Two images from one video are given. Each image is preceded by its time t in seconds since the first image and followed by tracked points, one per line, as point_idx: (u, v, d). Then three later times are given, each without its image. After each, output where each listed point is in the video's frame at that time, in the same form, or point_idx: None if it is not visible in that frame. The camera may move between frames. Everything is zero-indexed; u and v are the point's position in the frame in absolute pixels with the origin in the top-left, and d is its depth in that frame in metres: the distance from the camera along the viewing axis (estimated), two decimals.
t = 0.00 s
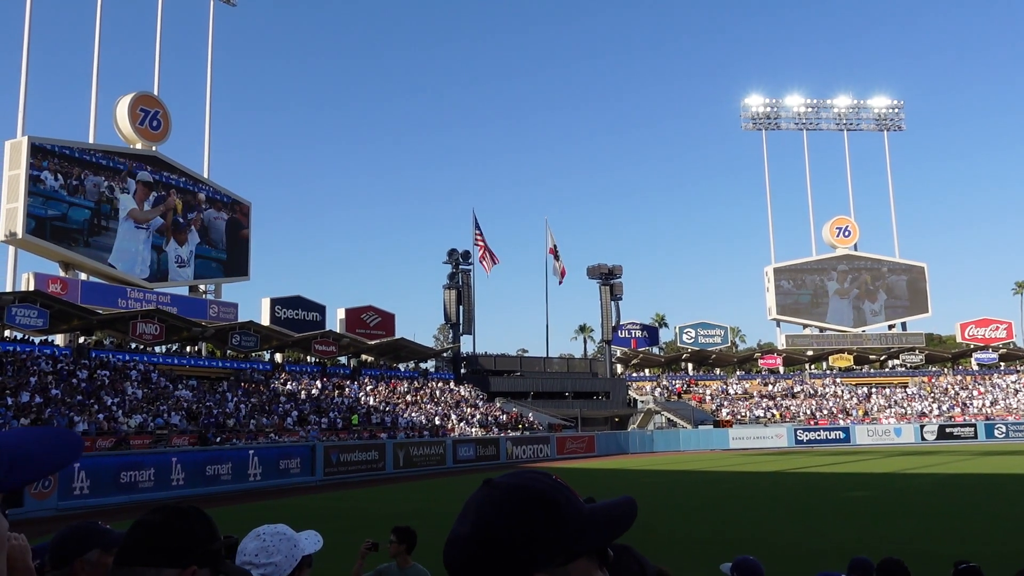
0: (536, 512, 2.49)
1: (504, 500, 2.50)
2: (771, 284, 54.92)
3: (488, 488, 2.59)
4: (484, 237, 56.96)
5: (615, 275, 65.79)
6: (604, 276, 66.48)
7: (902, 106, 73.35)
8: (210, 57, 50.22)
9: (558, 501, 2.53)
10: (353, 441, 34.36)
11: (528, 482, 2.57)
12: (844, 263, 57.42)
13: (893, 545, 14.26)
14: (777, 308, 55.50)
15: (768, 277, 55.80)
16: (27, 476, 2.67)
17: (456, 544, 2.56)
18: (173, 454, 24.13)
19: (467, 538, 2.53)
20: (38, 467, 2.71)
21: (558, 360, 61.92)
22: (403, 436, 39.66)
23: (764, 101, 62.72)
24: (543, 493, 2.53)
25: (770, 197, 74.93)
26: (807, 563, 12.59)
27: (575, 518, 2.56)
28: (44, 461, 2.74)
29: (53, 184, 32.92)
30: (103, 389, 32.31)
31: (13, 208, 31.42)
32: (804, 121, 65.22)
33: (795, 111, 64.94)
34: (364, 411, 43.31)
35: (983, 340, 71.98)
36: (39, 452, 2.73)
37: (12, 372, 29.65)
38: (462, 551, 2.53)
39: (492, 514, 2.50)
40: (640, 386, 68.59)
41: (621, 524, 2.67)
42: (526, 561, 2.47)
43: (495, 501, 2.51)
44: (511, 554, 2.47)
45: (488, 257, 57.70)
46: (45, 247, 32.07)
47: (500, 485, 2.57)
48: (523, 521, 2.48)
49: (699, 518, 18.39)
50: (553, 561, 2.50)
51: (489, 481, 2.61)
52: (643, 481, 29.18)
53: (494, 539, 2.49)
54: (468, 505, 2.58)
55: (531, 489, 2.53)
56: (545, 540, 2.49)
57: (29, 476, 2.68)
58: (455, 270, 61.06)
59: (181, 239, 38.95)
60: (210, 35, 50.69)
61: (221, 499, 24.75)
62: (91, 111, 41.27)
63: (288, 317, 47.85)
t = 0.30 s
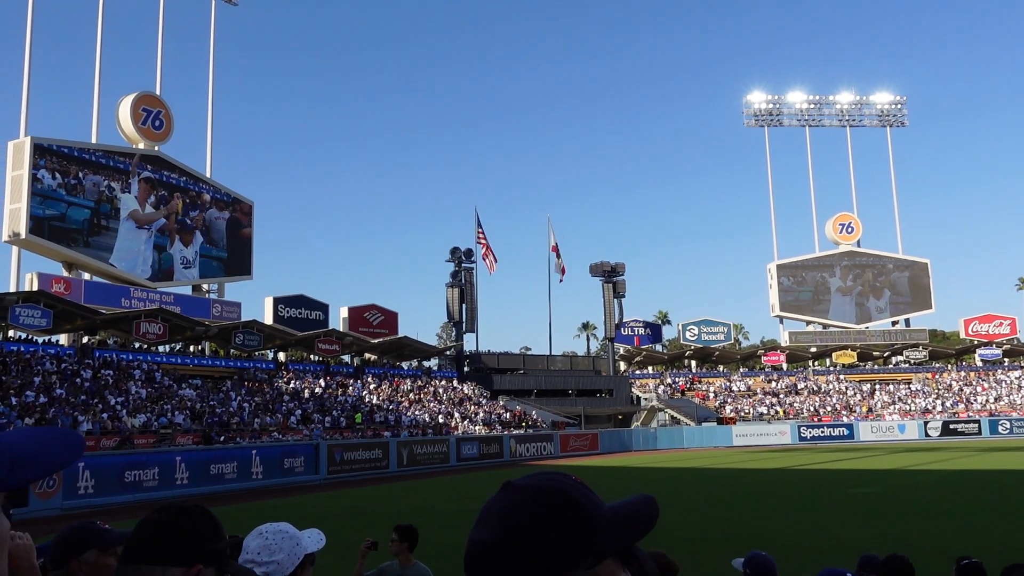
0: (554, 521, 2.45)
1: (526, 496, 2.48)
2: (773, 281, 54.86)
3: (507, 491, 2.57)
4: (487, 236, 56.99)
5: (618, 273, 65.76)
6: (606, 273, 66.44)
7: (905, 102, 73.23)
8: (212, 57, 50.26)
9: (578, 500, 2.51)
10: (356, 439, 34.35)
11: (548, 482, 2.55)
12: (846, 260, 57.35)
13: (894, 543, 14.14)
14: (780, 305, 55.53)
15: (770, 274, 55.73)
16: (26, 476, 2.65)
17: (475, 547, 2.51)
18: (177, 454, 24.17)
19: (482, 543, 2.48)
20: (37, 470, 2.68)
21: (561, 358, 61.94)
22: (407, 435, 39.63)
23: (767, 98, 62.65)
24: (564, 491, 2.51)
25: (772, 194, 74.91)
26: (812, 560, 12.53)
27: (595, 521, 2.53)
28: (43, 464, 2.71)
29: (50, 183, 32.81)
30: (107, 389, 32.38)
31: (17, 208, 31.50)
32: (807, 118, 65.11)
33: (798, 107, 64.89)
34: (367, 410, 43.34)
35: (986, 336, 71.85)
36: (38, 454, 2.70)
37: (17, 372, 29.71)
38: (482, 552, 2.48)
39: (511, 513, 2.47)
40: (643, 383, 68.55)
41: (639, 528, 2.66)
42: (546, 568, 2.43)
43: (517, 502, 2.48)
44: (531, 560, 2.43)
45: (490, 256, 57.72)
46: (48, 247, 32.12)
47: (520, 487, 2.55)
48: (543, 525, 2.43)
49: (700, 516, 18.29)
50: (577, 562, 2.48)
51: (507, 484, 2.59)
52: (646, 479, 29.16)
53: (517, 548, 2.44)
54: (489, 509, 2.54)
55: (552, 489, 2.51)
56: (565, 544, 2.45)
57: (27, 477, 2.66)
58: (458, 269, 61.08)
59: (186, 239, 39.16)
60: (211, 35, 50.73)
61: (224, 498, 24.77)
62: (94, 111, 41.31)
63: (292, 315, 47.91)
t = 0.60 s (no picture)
0: (574, 524, 2.45)
1: (547, 493, 2.49)
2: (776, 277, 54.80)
3: (525, 490, 2.56)
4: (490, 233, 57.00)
5: (621, 270, 65.71)
6: (610, 270, 66.40)
7: (908, 98, 73.10)
8: (215, 55, 50.27)
9: (597, 498, 2.53)
10: (360, 437, 34.39)
11: (565, 481, 2.57)
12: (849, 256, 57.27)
13: (899, 540, 14.08)
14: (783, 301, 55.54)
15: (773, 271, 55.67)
16: (29, 475, 2.63)
17: (497, 548, 2.49)
18: (181, 452, 24.22)
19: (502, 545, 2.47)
20: (40, 468, 2.67)
21: (565, 355, 61.98)
22: (411, 432, 39.69)
23: (770, 94, 62.52)
24: (585, 491, 2.52)
25: (775, 190, 74.82)
26: (817, 557, 12.51)
27: (611, 520, 2.53)
28: (46, 463, 2.70)
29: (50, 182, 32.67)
30: (112, 387, 32.47)
31: (19, 208, 31.54)
32: (810, 114, 64.95)
33: (801, 103, 64.81)
34: (371, 408, 43.40)
35: (990, 332, 71.73)
36: (40, 454, 2.69)
37: (21, 371, 29.77)
38: (504, 555, 2.47)
39: (531, 513, 2.47)
40: (647, 380, 68.52)
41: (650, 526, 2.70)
42: (571, 569, 2.43)
43: (537, 501, 2.49)
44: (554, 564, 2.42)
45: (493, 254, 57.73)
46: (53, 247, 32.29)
47: (539, 487, 2.55)
48: (565, 527, 2.43)
49: (704, 514, 18.20)
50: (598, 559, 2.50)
51: (526, 482, 2.59)
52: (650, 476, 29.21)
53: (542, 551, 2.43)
54: (506, 508, 2.54)
55: (572, 488, 2.52)
56: (588, 543, 2.46)
57: (29, 475, 2.64)
58: (461, 266, 61.09)
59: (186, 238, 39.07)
60: (214, 33, 50.74)
61: (230, 497, 24.81)
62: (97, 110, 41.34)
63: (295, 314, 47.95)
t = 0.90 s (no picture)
0: (583, 527, 2.44)
1: (557, 483, 2.48)
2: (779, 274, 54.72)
3: (533, 478, 2.55)
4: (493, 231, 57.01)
5: (625, 266, 65.65)
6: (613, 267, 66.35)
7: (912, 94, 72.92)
8: (218, 54, 50.28)
9: (602, 496, 2.52)
10: (364, 434, 34.42)
11: (573, 471, 2.56)
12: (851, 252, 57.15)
13: (902, 536, 14.07)
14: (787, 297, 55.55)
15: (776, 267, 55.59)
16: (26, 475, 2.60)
17: (505, 537, 2.48)
18: (185, 450, 24.29)
19: (506, 538, 2.45)
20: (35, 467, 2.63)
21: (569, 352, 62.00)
22: (414, 429, 39.68)
23: (773, 90, 62.43)
24: (591, 481, 2.52)
25: (778, 186, 74.71)
26: (820, 552, 12.52)
27: (615, 509, 2.53)
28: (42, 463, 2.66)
29: (49, 178, 32.54)
30: (116, 385, 32.56)
31: (24, 206, 31.64)
32: (813, 110, 64.83)
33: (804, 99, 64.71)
34: (375, 405, 43.45)
35: (995, 327, 71.63)
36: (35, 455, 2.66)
37: (25, 369, 29.80)
38: (512, 546, 2.45)
39: (541, 502, 2.46)
40: (651, 376, 68.47)
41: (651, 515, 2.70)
42: (579, 558, 2.43)
43: (546, 491, 2.47)
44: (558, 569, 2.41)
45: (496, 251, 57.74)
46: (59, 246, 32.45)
47: (547, 476, 2.54)
48: (571, 527, 2.43)
49: (707, 510, 18.17)
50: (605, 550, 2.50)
51: (533, 470, 2.57)
52: (653, 473, 29.18)
53: (552, 545, 2.42)
54: (516, 499, 2.51)
55: (580, 477, 2.52)
56: (595, 544, 2.45)
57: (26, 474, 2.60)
58: (465, 263, 61.08)
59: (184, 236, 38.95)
60: (216, 31, 50.78)
61: (234, 494, 24.86)
62: (100, 108, 41.37)
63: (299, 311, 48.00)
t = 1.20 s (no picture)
0: (560, 520, 2.46)
1: (535, 474, 2.51)
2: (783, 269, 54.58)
3: (511, 469, 2.58)
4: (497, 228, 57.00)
5: (628, 263, 65.59)
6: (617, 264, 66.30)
7: (915, 88, 72.79)
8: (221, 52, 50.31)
9: (578, 488, 2.55)
10: (368, 432, 34.46)
11: (551, 463, 2.59)
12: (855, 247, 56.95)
13: (906, 532, 14.04)
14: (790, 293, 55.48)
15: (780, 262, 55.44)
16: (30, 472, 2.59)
17: (486, 528, 2.49)
18: (191, 448, 24.36)
19: (486, 530, 2.47)
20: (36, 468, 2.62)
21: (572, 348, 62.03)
22: (419, 426, 39.73)
23: (776, 86, 62.29)
24: (569, 473, 2.54)
25: (782, 180, 74.57)
26: (823, 549, 12.52)
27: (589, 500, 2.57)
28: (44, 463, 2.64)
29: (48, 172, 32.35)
30: (121, 383, 32.67)
31: (29, 205, 31.67)
32: (817, 105, 64.67)
33: (807, 94, 64.63)
34: (379, 402, 43.48)
35: (999, 323, 71.47)
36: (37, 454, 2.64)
37: (30, 368, 29.87)
38: (493, 536, 2.46)
39: (522, 493, 2.49)
40: (655, 373, 68.42)
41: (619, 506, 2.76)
42: (558, 547, 2.46)
43: (526, 481, 2.50)
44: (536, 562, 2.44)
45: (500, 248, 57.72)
46: (63, 244, 32.49)
47: (524, 467, 2.57)
48: (548, 520, 2.45)
49: (710, 506, 18.14)
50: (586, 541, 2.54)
51: (511, 462, 2.60)
52: (657, 469, 29.21)
53: (533, 534, 2.44)
54: (494, 490, 2.53)
55: (558, 470, 2.55)
56: (572, 539, 2.47)
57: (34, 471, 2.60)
58: (468, 260, 61.08)
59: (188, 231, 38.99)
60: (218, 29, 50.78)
61: (238, 492, 24.92)
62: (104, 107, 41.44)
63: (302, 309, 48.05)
